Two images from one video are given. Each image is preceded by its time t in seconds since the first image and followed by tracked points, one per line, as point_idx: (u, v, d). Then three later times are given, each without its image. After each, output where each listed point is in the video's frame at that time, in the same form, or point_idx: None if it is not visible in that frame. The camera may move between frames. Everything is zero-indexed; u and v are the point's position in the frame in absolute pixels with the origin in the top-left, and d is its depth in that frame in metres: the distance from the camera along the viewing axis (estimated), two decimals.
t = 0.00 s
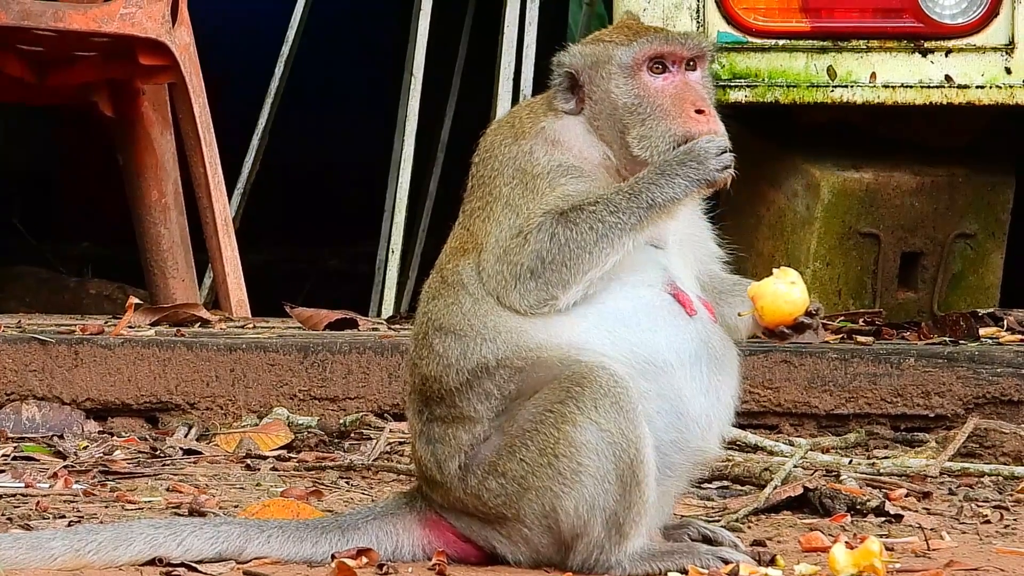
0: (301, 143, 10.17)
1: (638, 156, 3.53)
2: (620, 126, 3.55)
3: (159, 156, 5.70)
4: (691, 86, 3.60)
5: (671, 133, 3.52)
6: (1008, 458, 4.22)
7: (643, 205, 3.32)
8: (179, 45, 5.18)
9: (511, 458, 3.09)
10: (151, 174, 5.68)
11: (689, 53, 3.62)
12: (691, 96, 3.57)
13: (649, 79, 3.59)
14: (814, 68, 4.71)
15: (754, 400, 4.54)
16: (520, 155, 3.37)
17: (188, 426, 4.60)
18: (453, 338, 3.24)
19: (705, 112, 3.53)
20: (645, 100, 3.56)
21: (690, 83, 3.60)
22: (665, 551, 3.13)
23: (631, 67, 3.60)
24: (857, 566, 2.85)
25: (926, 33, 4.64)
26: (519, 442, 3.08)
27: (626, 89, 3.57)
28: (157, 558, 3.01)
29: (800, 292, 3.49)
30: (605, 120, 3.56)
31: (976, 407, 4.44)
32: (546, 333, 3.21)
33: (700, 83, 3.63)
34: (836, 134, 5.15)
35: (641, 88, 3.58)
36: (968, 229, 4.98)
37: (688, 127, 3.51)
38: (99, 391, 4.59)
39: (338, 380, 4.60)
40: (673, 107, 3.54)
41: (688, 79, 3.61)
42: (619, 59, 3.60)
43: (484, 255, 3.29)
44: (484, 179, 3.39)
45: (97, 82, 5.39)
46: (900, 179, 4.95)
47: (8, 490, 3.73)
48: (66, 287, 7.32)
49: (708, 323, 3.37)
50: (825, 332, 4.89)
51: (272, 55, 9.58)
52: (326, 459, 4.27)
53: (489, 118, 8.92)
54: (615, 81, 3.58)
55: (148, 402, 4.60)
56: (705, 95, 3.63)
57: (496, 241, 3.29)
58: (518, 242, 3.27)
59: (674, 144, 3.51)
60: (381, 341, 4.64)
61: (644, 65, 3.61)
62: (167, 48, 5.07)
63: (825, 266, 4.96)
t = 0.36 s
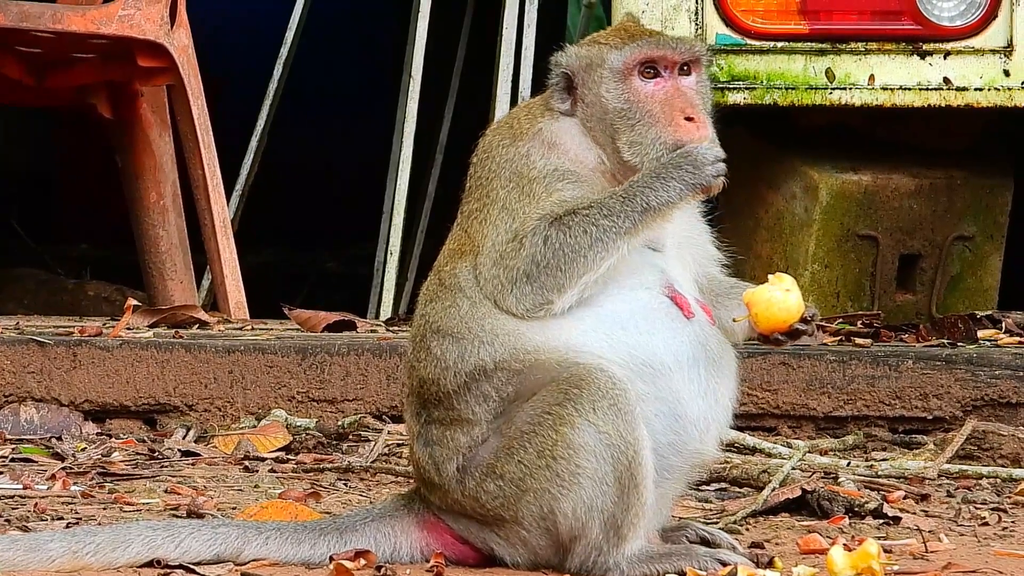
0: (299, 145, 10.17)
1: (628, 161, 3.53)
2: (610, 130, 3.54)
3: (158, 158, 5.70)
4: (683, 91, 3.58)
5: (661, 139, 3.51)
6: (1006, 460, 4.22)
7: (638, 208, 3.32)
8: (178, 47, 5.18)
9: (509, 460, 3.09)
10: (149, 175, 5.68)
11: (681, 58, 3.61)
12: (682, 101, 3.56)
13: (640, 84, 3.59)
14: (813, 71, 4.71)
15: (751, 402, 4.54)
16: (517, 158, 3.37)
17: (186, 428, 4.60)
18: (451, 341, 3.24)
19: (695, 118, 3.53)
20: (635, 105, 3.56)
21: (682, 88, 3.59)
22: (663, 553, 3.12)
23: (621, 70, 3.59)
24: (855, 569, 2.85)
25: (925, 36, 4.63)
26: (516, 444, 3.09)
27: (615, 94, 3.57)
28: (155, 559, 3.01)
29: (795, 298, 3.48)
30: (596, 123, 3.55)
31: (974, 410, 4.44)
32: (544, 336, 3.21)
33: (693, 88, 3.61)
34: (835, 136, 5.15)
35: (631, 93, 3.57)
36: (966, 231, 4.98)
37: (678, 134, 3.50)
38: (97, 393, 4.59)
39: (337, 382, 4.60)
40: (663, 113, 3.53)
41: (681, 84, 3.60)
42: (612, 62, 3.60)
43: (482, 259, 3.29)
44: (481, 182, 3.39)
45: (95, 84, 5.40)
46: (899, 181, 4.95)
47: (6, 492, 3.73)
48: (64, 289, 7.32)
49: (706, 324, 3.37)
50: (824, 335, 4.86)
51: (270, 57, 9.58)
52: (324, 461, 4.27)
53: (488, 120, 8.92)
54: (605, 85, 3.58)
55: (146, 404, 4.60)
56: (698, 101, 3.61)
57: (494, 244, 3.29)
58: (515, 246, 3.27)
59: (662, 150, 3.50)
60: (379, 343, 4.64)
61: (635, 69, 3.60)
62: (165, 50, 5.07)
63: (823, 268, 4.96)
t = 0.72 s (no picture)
0: (297, 146, 10.17)
1: (615, 167, 3.49)
2: (597, 133, 3.53)
3: (156, 159, 5.70)
4: (670, 98, 3.56)
5: (643, 145, 3.49)
6: (1004, 461, 4.22)
7: (638, 224, 3.31)
8: (176, 48, 5.18)
9: (507, 461, 3.09)
10: (147, 177, 5.67)
11: (672, 64, 3.57)
12: (670, 109, 3.54)
13: (627, 88, 3.57)
14: (811, 72, 4.71)
15: (749, 403, 4.53)
16: (515, 161, 3.39)
17: (184, 429, 4.60)
18: (449, 343, 3.24)
19: (681, 127, 3.50)
20: (621, 109, 3.54)
21: (669, 95, 3.56)
22: (661, 554, 3.11)
23: (610, 72, 3.58)
24: (853, 570, 2.85)
25: (923, 37, 4.64)
26: (515, 445, 3.09)
27: (602, 96, 3.56)
28: (154, 560, 3.01)
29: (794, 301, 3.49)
30: (583, 124, 3.54)
31: (971, 411, 4.45)
32: (542, 340, 3.22)
33: (681, 95, 3.58)
34: (833, 137, 5.15)
35: (617, 98, 3.56)
36: (964, 232, 4.98)
37: (661, 143, 3.48)
38: (95, 394, 4.59)
39: (335, 384, 4.60)
40: (648, 119, 3.52)
41: (668, 91, 3.57)
42: (602, 63, 3.59)
43: (480, 262, 3.29)
44: (479, 185, 3.40)
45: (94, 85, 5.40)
46: (896, 183, 4.95)
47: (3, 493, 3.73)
48: (61, 291, 7.31)
49: (704, 326, 3.37)
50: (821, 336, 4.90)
51: (268, 59, 9.58)
52: (322, 462, 4.28)
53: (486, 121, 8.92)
54: (593, 86, 3.57)
55: (144, 405, 4.60)
56: (685, 109, 3.58)
57: (491, 248, 3.30)
58: (512, 251, 3.28)
59: (647, 157, 3.48)
60: (378, 344, 4.64)
61: (623, 73, 3.58)
62: (163, 51, 5.07)
63: (821, 270, 4.97)
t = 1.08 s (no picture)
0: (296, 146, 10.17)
1: (626, 161, 3.50)
2: (606, 126, 3.55)
3: (154, 159, 5.70)
4: (677, 89, 3.60)
5: (656, 137, 3.51)
6: (1001, 461, 4.22)
7: (641, 247, 3.28)
8: (175, 48, 5.18)
9: (505, 462, 3.09)
10: (145, 177, 5.67)
11: (677, 56, 3.62)
12: (678, 101, 3.58)
13: (636, 79, 3.60)
14: (809, 72, 4.71)
15: (747, 403, 4.54)
16: (513, 165, 3.39)
17: (182, 429, 4.60)
18: (446, 345, 3.23)
19: (690, 119, 3.54)
20: (630, 100, 3.57)
21: (676, 87, 3.61)
22: (660, 554, 3.10)
23: (616, 66, 3.61)
24: (851, 570, 2.85)
25: (920, 37, 4.64)
26: (512, 446, 3.08)
27: (610, 89, 3.58)
28: (152, 560, 3.01)
29: (794, 299, 3.48)
30: (590, 119, 3.57)
31: (969, 411, 4.45)
32: (540, 341, 3.21)
33: (686, 88, 3.63)
34: (831, 138, 5.17)
35: (625, 90, 3.58)
36: (962, 232, 4.98)
37: (674, 133, 3.51)
38: (93, 394, 4.59)
39: (332, 384, 4.60)
40: (658, 109, 3.55)
41: (675, 83, 3.61)
42: (607, 57, 3.62)
43: (476, 264, 3.29)
44: (476, 189, 3.40)
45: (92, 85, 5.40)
46: (894, 183, 4.94)
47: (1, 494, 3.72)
48: (59, 291, 7.30)
49: (702, 327, 3.37)
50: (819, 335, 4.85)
51: (267, 59, 9.58)
52: (320, 462, 4.27)
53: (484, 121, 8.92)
54: (600, 80, 3.59)
55: (142, 405, 4.60)
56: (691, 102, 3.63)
57: (487, 250, 3.29)
58: (510, 255, 3.27)
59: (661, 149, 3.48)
60: (376, 344, 4.64)
61: (631, 66, 3.62)
62: (161, 51, 5.07)
63: (819, 270, 4.97)
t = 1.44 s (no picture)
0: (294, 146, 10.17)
1: (623, 160, 3.49)
2: (604, 124, 3.54)
3: (152, 160, 5.69)
4: (675, 88, 3.60)
5: (654, 132, 3.50)
6: (999, 462, 4.22)
7: (641, 254, 3.26)
8: (173, 49, 5.18)
9: (502, 463, 3.09)
10: (143, 178, 5.67)
11: (674, 55, 3.62)
12: (675, 99, 3.57)
13: (634, 78, 3.59)
14: (807, 73, 4.71)
15: (745, 404, 4.54)
16: (511, 167, 3.39)
17: (180, 430, 4.60)
18: (444, 346, 3.23)
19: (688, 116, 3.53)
20: (628, 98, 3.57)
21: (674, 85, 3.60)
22: (657, 555, 3.10)
23: (614, 64, 3.60)
24: (849, 571, 2.85)
25: (918, 37, 4.64)
26: (510, 447, 3.08)
27: (608, 87, 3.58)
28: (149, 561, 3.00)
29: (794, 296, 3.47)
30: (587, 117, 3.56)
31: (967, 412, 4.44)
32: (537, 343, 3.21)
33: (684, 86, 3.63)
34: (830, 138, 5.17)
35: (623, 88, 3.58)
36: (960, 233, 4.98)
37: (672, 128, 3.49)
38: (91, 395, 4.59)
39: (330, 385, 4.60)
40: (657, 106, 3.54)
41: (673, 82, 3.61)
42: (604, 55, 3.61)
43: (472, 265, 3.29)
44: (474, 191, 3.40)
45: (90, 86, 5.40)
46: (893, 184, 4.95)
47: None
48: (57, 292, 7.30)
49: (699, 327, 3.38)
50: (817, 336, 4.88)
51: (264, 59, 9.57)
52: (318, 463, 4.27)
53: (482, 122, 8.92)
54: (598, 78, 3.59)
55: (140, 406, 4.60)
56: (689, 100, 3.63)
57: (484, 251, 3.29)
58: (506, 256, 3.27)
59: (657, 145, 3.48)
60: (374, 345, 4.63)
61: (629, 64, 3.61)
62: (159, 52, 5.07)
63: (817, 271, 4.97)
